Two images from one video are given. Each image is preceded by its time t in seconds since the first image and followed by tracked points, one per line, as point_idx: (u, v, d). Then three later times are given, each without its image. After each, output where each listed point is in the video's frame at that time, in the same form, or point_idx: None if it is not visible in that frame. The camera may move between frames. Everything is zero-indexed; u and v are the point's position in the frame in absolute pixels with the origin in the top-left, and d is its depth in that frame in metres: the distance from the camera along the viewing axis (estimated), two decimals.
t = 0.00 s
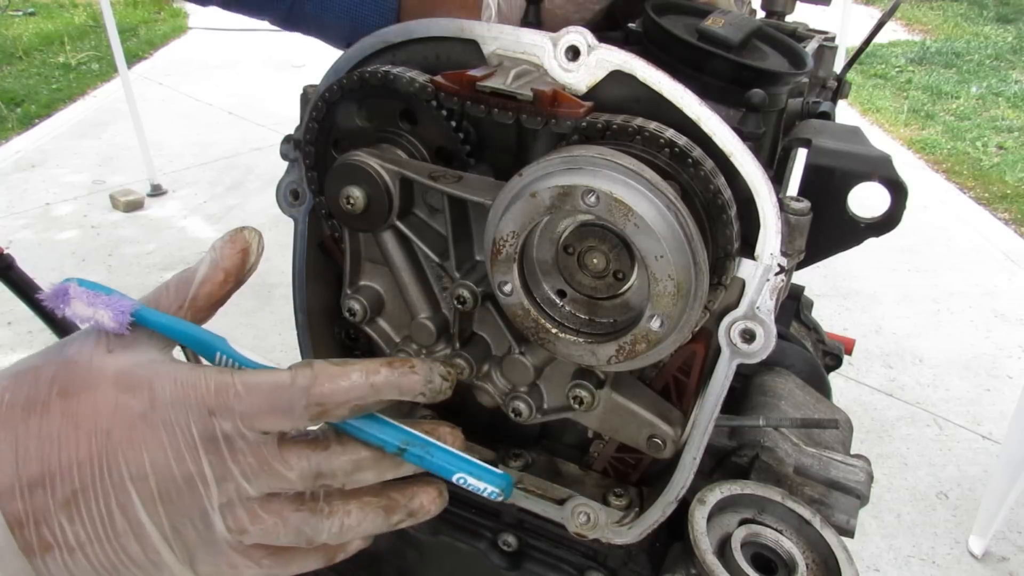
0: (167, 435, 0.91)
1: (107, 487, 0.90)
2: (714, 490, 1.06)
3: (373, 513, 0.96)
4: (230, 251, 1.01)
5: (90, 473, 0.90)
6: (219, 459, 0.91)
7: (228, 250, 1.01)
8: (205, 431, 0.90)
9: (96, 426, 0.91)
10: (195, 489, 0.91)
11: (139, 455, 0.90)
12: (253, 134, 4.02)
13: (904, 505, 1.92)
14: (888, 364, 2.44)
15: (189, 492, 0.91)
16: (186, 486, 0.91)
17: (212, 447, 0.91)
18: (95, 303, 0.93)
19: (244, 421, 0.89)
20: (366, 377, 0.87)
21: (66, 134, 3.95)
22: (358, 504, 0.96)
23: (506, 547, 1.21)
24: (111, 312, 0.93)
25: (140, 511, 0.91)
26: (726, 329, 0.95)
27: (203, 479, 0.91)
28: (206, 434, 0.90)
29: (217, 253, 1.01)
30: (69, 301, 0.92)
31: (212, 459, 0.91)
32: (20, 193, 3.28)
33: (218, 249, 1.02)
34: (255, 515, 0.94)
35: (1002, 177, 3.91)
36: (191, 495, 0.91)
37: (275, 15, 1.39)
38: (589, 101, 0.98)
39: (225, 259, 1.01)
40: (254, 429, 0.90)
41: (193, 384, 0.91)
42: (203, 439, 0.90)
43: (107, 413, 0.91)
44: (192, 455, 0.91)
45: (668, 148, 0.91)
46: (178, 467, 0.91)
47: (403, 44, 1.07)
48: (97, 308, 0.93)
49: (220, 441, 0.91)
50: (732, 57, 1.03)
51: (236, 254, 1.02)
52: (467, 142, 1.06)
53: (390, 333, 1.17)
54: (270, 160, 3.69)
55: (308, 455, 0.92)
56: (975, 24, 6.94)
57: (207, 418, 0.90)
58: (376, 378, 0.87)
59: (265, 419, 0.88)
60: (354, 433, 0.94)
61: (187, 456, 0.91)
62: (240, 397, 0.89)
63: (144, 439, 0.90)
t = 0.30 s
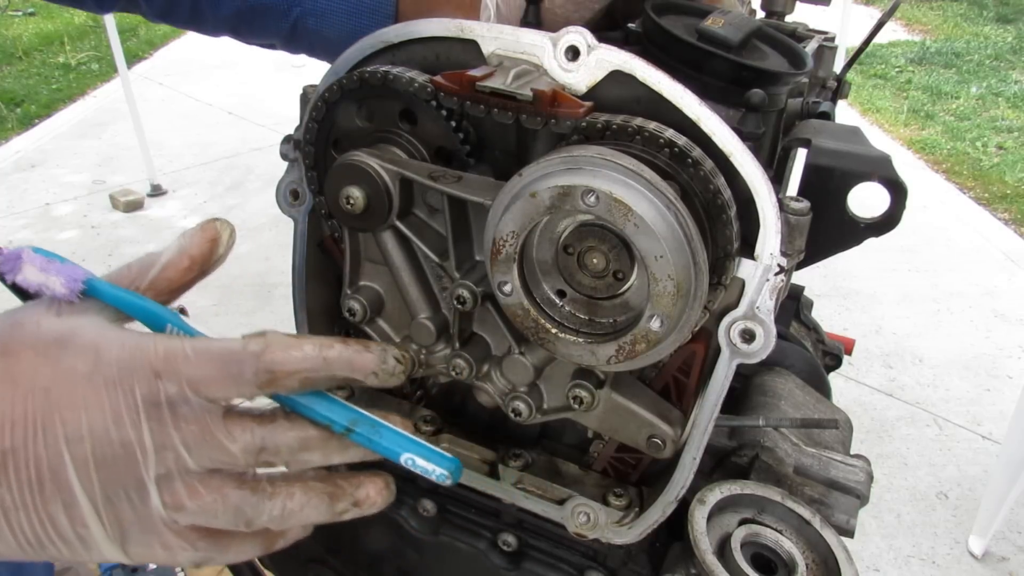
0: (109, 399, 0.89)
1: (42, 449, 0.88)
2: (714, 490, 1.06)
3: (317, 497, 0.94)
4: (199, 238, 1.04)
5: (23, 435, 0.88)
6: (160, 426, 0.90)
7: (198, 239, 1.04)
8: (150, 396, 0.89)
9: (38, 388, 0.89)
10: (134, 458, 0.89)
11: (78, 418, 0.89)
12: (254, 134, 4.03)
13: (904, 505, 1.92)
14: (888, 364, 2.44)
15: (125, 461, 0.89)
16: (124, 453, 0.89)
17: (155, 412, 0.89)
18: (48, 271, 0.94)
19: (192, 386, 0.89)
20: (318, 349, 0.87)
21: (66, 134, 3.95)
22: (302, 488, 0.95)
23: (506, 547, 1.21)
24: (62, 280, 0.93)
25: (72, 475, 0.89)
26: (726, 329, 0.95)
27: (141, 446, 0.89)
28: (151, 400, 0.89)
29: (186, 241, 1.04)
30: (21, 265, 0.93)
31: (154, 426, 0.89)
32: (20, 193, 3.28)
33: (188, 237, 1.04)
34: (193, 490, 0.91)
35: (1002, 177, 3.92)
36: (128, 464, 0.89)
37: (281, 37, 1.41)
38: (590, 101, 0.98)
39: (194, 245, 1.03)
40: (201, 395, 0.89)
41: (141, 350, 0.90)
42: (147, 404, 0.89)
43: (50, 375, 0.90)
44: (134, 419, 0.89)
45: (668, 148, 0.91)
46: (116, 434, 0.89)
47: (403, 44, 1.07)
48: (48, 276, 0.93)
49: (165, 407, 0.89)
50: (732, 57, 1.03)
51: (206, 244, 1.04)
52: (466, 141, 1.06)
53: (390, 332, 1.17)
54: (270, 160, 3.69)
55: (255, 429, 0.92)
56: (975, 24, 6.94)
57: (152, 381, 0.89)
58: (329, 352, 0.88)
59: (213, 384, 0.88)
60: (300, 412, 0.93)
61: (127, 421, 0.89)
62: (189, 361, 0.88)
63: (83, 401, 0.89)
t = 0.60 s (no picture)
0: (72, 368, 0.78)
1: None
2: (714, 490, 1.06)
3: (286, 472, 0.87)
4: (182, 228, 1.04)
5: None
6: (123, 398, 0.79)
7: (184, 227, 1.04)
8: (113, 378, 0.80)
9: None
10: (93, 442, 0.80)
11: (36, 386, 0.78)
12: (254, 134, 4.03)
13: (904, 505, 1.92)
14: (888, 364, 2.44)
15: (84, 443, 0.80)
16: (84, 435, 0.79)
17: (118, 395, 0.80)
18: None
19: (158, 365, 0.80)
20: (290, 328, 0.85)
21: (66, 134, 3.95)
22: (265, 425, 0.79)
23: (505, 547, 1.21)
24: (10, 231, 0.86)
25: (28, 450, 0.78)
26: (726, 329, 0.95)
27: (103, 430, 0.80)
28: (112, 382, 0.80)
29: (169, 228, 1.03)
30: None
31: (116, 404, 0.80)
32: (20, 193, 3.28)
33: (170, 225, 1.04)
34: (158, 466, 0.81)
35: (1002, 177, 3.92)
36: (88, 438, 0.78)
37: (287, 45, 1.41)
38: (589, 101, 0.98)
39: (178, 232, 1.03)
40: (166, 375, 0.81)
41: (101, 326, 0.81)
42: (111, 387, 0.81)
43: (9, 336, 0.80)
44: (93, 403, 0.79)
45: (668, 148, 0.91)
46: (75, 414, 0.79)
47: (403, 43, 1.07)
48: None
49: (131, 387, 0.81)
50: (732, 56, 1.03)
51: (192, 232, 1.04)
52: (466, 141, 1.06)
53: (390, 333, 1.17)
54: (270, 159, 3.69)
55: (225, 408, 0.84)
56: (975, 24, 6.95)
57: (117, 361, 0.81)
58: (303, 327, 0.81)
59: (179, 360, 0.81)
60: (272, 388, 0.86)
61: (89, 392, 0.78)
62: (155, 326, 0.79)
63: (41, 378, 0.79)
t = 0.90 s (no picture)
0: (100, 412, 0.93)
1: (26, 453, 0.91)
2: (714, 490, 1.06)
3: (283, 507, 1.04)
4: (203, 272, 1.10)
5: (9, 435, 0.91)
6: (146, 439, 0.94)
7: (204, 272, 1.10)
8: (139, 416, 0.94)
9: (25, 393, 0.92)
10: (116, 472, 0.93)
11: (66, 428, 0.92)
12: (254, 134, 4.03)
13: (904, 505, 1.92)
14: (888, 364, 2.44)
15: (108, 474, 0.93)
16: (107, 466, 0.93)
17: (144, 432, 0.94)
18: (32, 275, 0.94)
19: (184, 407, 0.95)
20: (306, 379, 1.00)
21: (66, 134, 3.95)
22: (273, 504, 1.03)
23: (505, 547, 1.21)
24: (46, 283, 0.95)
25: (55, 485, 0.92)
26: (726, 329, 0.95)
27: (125, 460, 0.93)
28: (140, 419, 0.94)
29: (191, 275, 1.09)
30: (6, 267, 0.93)
31: (140, 440, 0.94)
32: (20, 193, 3.28)
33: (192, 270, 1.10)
34: (172, 504, 0.97)
35: (1002, 177, 3.92)
36: (110, 475, 0.93)
37: (290, 50, 1.41)
38: (589, 101, 0.97)
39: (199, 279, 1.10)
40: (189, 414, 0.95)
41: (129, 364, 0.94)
42: (137, 424, 0.94)
43: (39, 380, 0.93)
44: (119, 438, 0.93)
45: (668, 148, 0.91)
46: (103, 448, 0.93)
47: (403, 43, 1.07)
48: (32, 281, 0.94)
49: (155, 425, 0.95)
50: (732, 57, 1.03)
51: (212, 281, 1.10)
52: (467, 141, 1.06)
53: (390, 333, 1.17)
54: (270, 160, 3.69)
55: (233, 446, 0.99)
56: (975, 25, 6.95)
57: (144, 399, 0.94)
58: (315, 382, 1.00)
59: (203, 404, 0.95)
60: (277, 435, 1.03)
61: (114, 434, 0.93)
62: (183, 377, 0.95)
63: (76, 415, 0.92)
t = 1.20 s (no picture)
0: (129, 469, 0.93)
1: (53, 513, 0.91)
2: (714, 490, 1.06)
3: (307, 549, 1.09)
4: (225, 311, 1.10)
5: (38, 494, 0.90)
6: (176, 495, 0.96)
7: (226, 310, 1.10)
8: (169, 472, 0.95)
9: (53, 454, 0.91)
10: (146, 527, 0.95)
11: (94, 487, 0.92)
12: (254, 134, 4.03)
13: (904, 505, 1.92)
14: (888, 365, 2.44)
15: (139, 530, 0.94)
16: (138, 522, 0.94)
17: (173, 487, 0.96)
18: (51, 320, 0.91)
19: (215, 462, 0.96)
20: (336, 429, 1.02)
21: (66, 134, 3.95)
22: (297, 547, 1.08)
23: (505, 547, 1.21)
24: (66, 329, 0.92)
25: (83, 542, 0.92)
26: (726, 329, 0.95)
27: (155, 515, 0.95)
28: (169, 474, 0.95)
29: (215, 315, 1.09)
30: (20, 313, 0.89)
31: (171, 495, 0.96)
32: (21, 193, 3.28)
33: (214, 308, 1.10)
34: (201, 555, 1.00)
35: (1002, 177, 3.92)
36: (139, 533, 0.94)
37: (287, 45, 1.40)
38: (589, 101, 0.97)
39: (221, 318, 1.09)
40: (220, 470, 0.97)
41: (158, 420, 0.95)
42: (166, 479, 0.95)
43: (67, 440, 0.92)
44: (150, 494, 0.94)
45: (668, 148, 0.91)
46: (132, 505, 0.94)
47: (403, 44, 1.07)
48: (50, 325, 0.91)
49: (185, 479, 0.96)
50: (733, 56, 1.03)
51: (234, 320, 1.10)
52: (466, 141, 1.06)
53: (390, 333, 1.17)
54: (270, 160, 3.69)
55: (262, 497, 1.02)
56: (975, 25, 6.95)
57: (173, 455, 0.95)
58: (345, 434, 1.02)
59: (235, 460, 0.97)
60: (304, 481, 1.06)
61: (144, 492, 0.94)
62: (212, 433, 0.96)
63: (104, 473, 0.93)
